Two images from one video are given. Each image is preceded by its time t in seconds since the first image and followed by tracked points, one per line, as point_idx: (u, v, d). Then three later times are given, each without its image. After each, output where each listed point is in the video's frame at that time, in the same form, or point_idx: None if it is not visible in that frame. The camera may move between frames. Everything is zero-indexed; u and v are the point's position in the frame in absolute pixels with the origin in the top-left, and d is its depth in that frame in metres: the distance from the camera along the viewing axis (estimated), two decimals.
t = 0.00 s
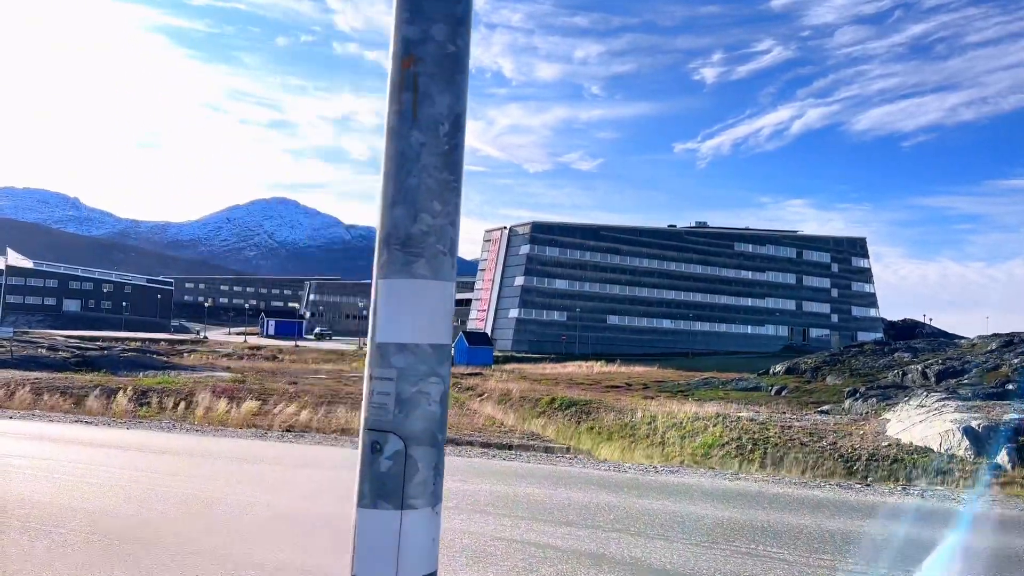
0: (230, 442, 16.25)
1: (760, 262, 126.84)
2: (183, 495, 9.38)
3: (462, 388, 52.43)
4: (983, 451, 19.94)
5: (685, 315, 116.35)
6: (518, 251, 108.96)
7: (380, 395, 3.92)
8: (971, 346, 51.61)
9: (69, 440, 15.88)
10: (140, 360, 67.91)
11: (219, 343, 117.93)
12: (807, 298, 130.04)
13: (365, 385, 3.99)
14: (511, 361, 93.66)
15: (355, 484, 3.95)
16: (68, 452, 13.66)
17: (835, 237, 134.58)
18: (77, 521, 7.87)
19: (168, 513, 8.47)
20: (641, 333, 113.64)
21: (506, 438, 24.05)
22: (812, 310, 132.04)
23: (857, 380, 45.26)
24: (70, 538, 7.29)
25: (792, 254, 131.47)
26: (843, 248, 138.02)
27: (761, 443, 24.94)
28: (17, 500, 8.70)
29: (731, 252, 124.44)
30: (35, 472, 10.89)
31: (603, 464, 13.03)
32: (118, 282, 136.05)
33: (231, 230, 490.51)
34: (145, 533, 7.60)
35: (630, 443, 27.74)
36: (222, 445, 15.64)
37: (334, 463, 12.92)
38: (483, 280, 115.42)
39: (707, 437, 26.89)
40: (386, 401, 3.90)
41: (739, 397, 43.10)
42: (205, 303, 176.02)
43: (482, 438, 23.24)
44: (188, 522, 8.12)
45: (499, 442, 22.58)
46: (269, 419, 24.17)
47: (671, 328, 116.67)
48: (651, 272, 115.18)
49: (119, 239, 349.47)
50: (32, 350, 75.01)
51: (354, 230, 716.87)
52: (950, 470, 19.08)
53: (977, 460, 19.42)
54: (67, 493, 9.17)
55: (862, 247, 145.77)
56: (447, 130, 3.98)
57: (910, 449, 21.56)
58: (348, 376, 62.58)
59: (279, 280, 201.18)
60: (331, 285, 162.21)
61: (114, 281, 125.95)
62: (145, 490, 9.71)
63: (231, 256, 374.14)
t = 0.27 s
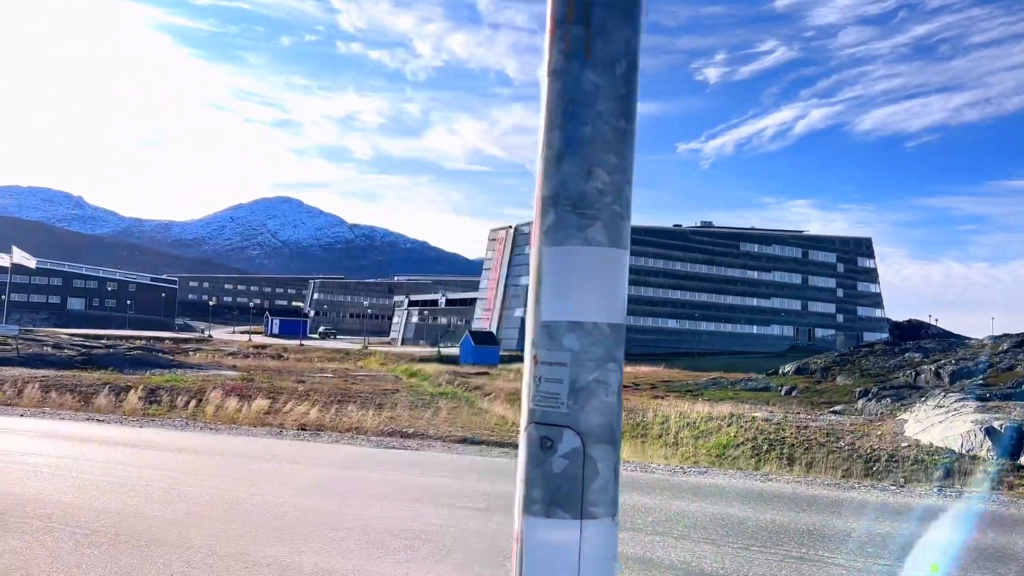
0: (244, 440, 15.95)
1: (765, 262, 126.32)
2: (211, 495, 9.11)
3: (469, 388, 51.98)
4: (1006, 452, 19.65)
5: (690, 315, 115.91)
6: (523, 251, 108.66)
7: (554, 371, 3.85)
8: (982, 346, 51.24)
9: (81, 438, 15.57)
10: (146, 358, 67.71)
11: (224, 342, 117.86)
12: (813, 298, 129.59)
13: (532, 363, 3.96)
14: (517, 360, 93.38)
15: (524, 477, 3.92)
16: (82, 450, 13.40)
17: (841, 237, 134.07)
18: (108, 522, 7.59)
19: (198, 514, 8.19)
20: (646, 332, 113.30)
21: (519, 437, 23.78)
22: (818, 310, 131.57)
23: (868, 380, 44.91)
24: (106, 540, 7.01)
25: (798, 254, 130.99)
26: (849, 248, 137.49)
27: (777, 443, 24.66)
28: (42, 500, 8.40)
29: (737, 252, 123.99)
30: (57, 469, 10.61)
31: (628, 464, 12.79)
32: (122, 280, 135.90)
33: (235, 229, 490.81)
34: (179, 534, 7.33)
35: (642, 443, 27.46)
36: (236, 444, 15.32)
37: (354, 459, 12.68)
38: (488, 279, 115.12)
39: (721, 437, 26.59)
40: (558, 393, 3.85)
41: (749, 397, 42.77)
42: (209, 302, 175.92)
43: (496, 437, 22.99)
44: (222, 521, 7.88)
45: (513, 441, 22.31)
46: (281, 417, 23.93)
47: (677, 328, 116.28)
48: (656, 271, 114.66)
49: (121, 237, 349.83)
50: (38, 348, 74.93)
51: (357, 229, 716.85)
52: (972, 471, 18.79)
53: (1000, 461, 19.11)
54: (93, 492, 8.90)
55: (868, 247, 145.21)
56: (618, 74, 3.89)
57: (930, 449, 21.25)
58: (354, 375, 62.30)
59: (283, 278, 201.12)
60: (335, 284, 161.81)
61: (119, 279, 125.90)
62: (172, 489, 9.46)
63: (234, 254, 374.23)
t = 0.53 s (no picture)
0: (258, 443, 15.69)
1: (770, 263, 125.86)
2: (234, 503, 8.84)
3: (475, 388, 51.74)
4: None
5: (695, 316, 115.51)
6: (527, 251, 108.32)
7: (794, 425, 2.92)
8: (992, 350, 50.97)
9: (92, 440, 15.32)
10: (150, 357, 67.58)
11: (227, 341, 117.66)
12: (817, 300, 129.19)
13: (756, 402, 3.04)
14: (521, 361, 93.03)
15: (754, 558, 2.99)
16: (95, 454, 13.15)
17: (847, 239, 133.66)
18: (130, 531, 7.33)
19: (224, 522, 7.84)
20: (651, 333, 112.89)
21: (532, 441, 23.44)
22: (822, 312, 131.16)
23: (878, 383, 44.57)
24: (129, 551, 6.73)
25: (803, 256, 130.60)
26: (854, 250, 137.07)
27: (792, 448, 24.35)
28: (61, 510, 8.15)
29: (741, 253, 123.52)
30: (74, 476, 10.37)
31: (656, 473, 12.48)
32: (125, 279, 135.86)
33: (237, 228, 491.07)
34: (204, 542, 7.04)
35: (654, 447, 27.12)
36: (250, 447, 15.06)
37: (374, 464, 12.38)
38: (492, 279, 114.79)
39: (735, 442, 26.26)
40: (806, 444, 2.91)
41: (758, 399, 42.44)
42: (211, 301, 175.89)
43: (509, 441, 22.67)
44: (247, 526, 7.60)
45: (527, 445, 21.99)
46: (290, 419, 23.61)
47: (681, 329, 115.93)
48: (661, 273, 114.26)
49: (124, 236, 350.20)
50: (41, 347, 74.75)
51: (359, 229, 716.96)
52: (994, 477, 18.48)
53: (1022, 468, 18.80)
54: (113, 500, 8.65)
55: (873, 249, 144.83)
56: None
57: (950, 454, 20.92)
58: (359, 376, 62.11)
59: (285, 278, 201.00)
60: (338, 284, 161.70)
61: (122, 278, 125.74)
62: (194, 497, 9.21)
63: (237, 254, 374.44)
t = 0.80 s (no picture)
0: (268, 442, 15.46)
1: (775, 265, 125.36)
2: (254, 504, 8.61)
3: (481, 389, 51.52)
4: None
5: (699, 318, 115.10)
6: (531, 251, 107.95)
7: None
8: (1001, 353, 50.67)
9: (101, 440, 15.10)
10: (154, 356, 67.45)
11: (230, 341, 117.63)
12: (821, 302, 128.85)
13: None
14: (525, 362, 92.76)
15: None
16: (107, 453, 12.96)
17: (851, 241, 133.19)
18: (150, 534, 7.14)
19: (243, 526, 7.53)
20: (654, 335, 112.50)
21: (542, 441, 23.10)
22: (826, 314, 130.84)
23: (888, 386, 44.30)
24: (150, 554, 6.53)
25: (807, 258, 130.19)
26: (858, 252, 136.60)
27: (806, 450, 24.09)
28: (80, 511, 7.96)
29: (745, 255, 122.98)
30: (89, 478, 10.16)
31: (680, 476, 12.18)
32: (129, 278, 135.79)
33: (240, 228, 491.56)
34: (226, 545, 6.82)
35: (667, 448, 26.80)
36: (262, 446, 14.82)
37: (390, 465, 12.13)
38: (496, 280, 114.51)
39: (747, 444, 25.98)
40: None
41: (765, 401, 42.20)
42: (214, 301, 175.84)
43: (519, 442, 22.34)
44: (270, 527, 7.38)
45: (537, 446, 21.67)
46: (298, 419, 23.31)
47: (685, 331, 115.55)
48: (665, 274, 113.86)
49: (127, 236, 350.49)
50: (45, 346, 74.66)
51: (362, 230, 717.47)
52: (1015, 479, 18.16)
53: None
54: (131, 501, 8.46)
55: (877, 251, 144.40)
56: None
57: (967, 458, 20.64)
58: (364, 375, 61.93)
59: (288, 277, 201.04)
60: (340, 284, 161.58)
61: (124, 278, 125.80)
62: (213, 498, 8.98)
63: (239, 254, 374.69)
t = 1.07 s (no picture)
0: (279, 450, 15.13)
1: (780, 268, 124.83)
2: (276, 516, 8.30)
3: (487, 392, 51.14)
4: None
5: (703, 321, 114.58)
6: (536, 254, 107.68)
7: None
8: (1013, 357, 50.28)
9: (109, 446, 14.78)
10: (157, 358, 67.16)
11: (234, 343, 117.49)
12: (826, 305, 128.41)
13: None
14: (529, 365, 92.47)
15: None
16: (118, 461, 12.65)
17: (856, 244, 132.77)
18: (174, 550, 6.85)
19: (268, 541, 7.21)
20: (658, 338, 112.13)
21: (555, 448, 22.78)
22: (831, 317, 130.35)
23: (899, 391, 43.99)
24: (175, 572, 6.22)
25: (811, 261, 129.72)
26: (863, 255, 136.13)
27: (822, 457, 23.76)
28: (100, 525, 7.67)
29: (750, 258, 122.51)
30: (104, 488, 9.85)
31: (707, 488, 11.78)
32: (131, 280, 135.51)
33: (243, 230, 491.81)
34: (253, 562, 6.53)
35: (679, 454, 26.48)
36: (274, 453, 14.48)
37: (408, 475, 11.79)
38: (500, 283, 114.25)
39: (761, 450, 25.68)
40: None
41: (775, 406, 41.87)
42: (216, 302, 175.56)
43: (532, 448, 22.03)
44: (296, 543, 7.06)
45: (550, 452, 21.34)
46: (307, 424, 23.06)
47: (689, 334, 115.04)
48: (670, 276, 113.36)
49: (130, 237, 350.45)
50: (49, 347, 74.52)
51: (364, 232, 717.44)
52: None
53: None
54: (149, 514, 8.17)
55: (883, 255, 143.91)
56: None
57: (988, 466, 20.29)
58: (368, 378, 61.59)
59: (292, 279, 200.98)
60: (343, 286, 161.30)
61: (128, 279, 125.78)
62: (234, 510, 8.67)
63: (242, 255, 374.63)
